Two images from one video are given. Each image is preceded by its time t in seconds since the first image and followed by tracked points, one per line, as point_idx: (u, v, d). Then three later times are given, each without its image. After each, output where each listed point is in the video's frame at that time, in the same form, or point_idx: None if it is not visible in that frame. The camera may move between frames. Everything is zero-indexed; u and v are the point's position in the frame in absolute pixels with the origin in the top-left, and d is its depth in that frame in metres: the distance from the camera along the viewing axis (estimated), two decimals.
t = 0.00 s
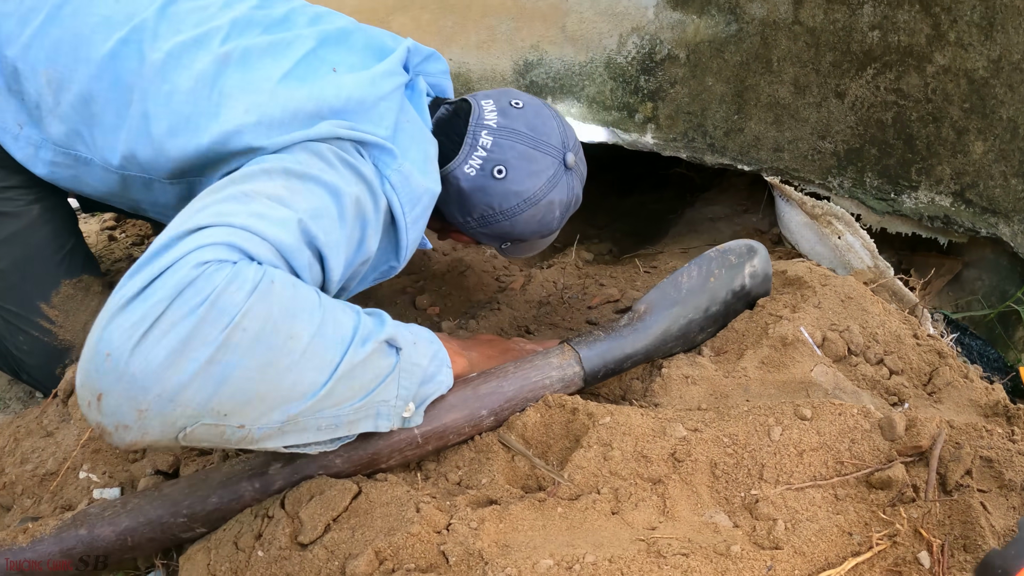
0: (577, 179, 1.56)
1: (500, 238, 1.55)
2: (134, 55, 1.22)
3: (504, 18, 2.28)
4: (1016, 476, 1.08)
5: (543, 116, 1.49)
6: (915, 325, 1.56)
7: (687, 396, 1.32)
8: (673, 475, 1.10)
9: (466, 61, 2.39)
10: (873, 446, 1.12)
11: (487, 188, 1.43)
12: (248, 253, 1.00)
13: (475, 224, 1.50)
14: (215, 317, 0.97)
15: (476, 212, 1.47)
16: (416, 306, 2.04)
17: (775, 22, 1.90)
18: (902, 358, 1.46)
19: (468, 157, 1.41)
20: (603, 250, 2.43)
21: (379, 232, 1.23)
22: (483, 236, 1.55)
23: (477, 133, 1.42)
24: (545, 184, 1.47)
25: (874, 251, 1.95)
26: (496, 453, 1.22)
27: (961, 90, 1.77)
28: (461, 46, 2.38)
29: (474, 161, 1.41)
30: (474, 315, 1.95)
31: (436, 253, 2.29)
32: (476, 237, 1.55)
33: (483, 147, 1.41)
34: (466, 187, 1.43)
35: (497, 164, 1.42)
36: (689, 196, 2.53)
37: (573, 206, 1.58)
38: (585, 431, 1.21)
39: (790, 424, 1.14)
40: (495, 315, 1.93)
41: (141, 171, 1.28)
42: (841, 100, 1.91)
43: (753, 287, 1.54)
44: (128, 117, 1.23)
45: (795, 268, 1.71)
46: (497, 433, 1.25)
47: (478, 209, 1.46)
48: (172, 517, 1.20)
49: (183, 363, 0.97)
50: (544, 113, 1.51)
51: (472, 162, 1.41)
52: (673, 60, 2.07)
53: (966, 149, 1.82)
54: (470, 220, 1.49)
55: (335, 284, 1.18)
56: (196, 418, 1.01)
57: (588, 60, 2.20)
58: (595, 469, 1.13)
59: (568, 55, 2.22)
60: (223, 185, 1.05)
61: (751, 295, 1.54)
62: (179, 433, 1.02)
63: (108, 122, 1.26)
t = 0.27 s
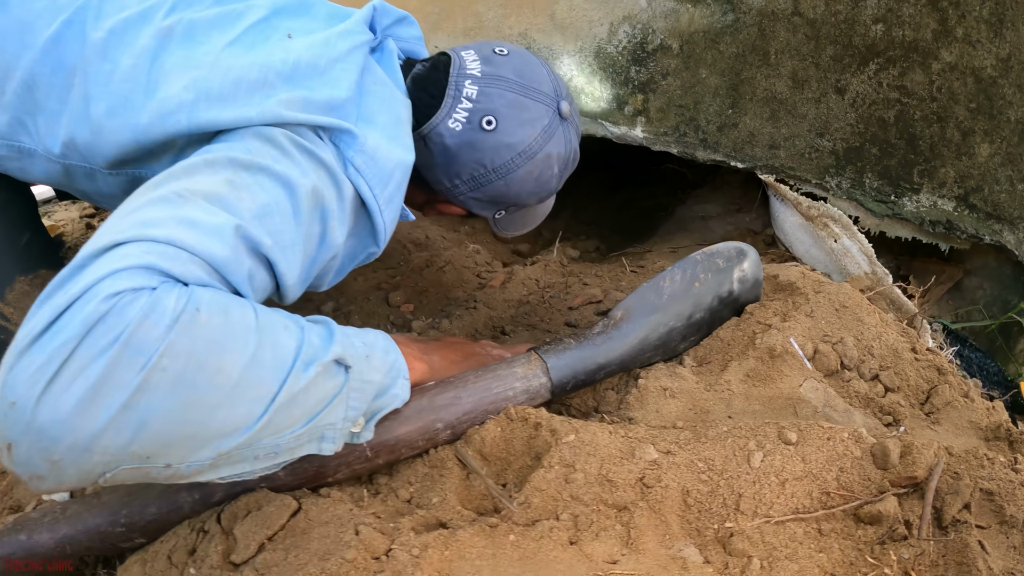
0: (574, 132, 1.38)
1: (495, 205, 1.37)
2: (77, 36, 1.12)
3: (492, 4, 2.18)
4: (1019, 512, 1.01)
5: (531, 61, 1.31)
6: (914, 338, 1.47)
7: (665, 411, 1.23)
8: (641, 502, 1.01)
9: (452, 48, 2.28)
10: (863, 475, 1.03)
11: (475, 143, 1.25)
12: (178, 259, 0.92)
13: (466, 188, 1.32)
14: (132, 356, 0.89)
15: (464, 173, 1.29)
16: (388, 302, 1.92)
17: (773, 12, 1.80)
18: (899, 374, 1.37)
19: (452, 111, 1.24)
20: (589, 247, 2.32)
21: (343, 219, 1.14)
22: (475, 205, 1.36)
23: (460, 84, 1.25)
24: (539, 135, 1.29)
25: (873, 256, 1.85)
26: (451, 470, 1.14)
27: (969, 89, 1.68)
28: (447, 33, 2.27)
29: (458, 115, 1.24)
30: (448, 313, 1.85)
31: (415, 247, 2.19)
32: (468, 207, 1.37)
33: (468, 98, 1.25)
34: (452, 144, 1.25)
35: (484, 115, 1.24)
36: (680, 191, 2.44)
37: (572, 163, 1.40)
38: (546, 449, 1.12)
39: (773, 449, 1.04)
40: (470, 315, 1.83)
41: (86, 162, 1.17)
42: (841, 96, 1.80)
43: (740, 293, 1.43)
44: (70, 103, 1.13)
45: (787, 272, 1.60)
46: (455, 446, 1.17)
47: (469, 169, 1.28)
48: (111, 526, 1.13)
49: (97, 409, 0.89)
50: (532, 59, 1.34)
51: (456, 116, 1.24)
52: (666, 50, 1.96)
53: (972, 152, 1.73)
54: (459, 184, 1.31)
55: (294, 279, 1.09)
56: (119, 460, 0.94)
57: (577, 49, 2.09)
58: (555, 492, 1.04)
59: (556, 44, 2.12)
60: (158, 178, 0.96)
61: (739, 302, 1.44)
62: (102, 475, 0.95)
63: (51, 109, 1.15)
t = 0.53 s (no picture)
0: (525, 149, 1.28)
1: (444, 231, 1.26)
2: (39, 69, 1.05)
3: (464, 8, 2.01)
4: (1003, 567, 0.99)
5: (474, 78, 1.24)
6: (900, 363, 1.39)
7: (619, 447, 1.14)
8: (575, 553, 0.97)
9: (426, 54, 2.08)
10: (827, 528, 0.99)
11: (416, 163, 1.16)
12: (78, 285, 0.84)
13: (410, 213, 1.21)
14: (17, 380, 0.82)
15: (407, 196, 1.19)
16: (351, 320, 1.84)
17: (754, 12, 1.69)
18: (881, 406, 1.29)
19: (391, 132, 1.16)
20: (569, 258, 2.24)
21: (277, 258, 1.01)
22: (423, 233, 1.25)
23: (399, 104, 1.18)
24: (483, 152, 1.19)
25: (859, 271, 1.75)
26: (379, 509, 1.09)
27: (964, 91, 1.58)
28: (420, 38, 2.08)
29: (397, 136, 1.16)
30: (412, 332, 1.78)
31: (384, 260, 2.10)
32: (415, 233, 1.26)
33: (407, 118, 1.17)
34: (391, 166, 1.16)
35: (423, 133, 1.16)
36: (664, 199, 2.34)
37: (525, 183, 1.29)
38: (479, 489, 1.07)
39: (725, 500, 1.00)
40: (435, 334, 1.75)
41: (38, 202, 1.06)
42: (827, 100, 1.70)
43: (712, 314, 1.32)
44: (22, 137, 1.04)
45: (764, 290, 1.50)
46: (388, 482, 1.12)
47: (411, 192, 1.18)
48: (45, 554, 1.13)
49: None
50: (476, 78, 1.27)
51: (395, 136, 1.16)
52: (642, 54, 1.85)
53: (967, 158, 1.62)
54: (402, 208, 1.21)
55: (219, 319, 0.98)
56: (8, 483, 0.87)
57: (550, 54, 1.95)
58: (485, 538, 1.01)
59: (530, 49, 1.97)
60: (84, 214, 0.89)
61: (709, 324, 1.33)
62: None
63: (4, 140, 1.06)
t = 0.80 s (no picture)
0: (490, 154, 1.21)
1: (404, 243, 1.19)
2: None
3: (446, 9, 1.95)
4: None
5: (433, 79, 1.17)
6: (895, 372, 1.31)
7: (591, 463, 1.08)
8: None
9: (409, 57, 2.03)
10: (809, 556, 0.95)
11: (369, 171, 1.10)
12: None
13: (365, 225, 1.14)
14: None
15: (361, 206, 1.12)
16: (328, 327, 1.77)
17: (741, 7, 1.63)
18: (874, 419, 1.22)
19: (343, 138, 1.10)
20: (556, 264, 2.17)
21: (220, 274, 0.98)
22: (381, 244, 1.18)
23: (352, 109, 1.12)
24: (441, 159, 1.13)
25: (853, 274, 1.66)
26: (333, 526, 1.03)
27: (961, 84, 1.51)
28: (402, 42, 2.02)
29: (351, 142, 1.10)
30: (389, 341, 1.71)
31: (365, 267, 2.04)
32: (373, 244, 1.18)
33: (360, 123, 1.11)
34: (344, 174, 1.10)
35: (377, 138, 1.10)
36: (655, 202, 2.27)
37: (491, 191, 1.23)
38: (436, 508, 1.00)
39: (696, 525, 0.96)
40: (412, 343, 1.69)
41: None
42: (818, 96, 1.63)
43: (694, 322, 1.25)
44: None
45: (751, 294, 1.43)
46: (345, 498, 1.06)
47: (366, 202, 1.11)
48: None
49: None
50: (437, 81, 1.21)
51: (348, 142, 1.10)
52: (626, 52, 1.79)
53: (966, 155, 1.56)
54: (357, 219, 1.14)
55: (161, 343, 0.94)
56: None
57: (533, 53, 1.88)
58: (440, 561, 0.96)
59: (513, 49, 1.90)
60: (12, 249, 0.87)
61: (691, 332, 1.26)
62: None
63: None
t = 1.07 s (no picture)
0: (480, 77, 1.10)
1: (390, 181, 1.08)
2: None
3: (454, 14, 1.94)
4: None
5: None
6: (911, 379, 1.30)
7: (609, 474, 1.07)
8: None
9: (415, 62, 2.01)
10: (833, 567, 0.95)
11: (342, 92, 1.01)
12: None
13: (344, 158, 1.04)
14: None
15: (337, 134, 1.02)
16: (337, 335, 1.75)
17: (751, 10, 1.62)
18: (891, 426, 1.20)
19: (314, 62, 1.02)
20: (565, 270, 2.16)
21: (187, 252, 0.92)
22: (365, 184, 1.07)
23: (323, 33, 1.05)
24: (420, 74, 1.02)
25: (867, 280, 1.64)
26: (349, 541, 1.04)
27: (971, 88, 1.49)
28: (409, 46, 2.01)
29: (321, 65, 1.02)
30: (399, 348, 1.70)
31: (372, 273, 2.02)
32: (356, 186, 1.07)
33: (332, 45, 1.03)
34: (315, 99, 1.01)
35: (350, 56, 1.01)
36: (664, 207, 2.27)
37: (486, 117, 1.10)
38: (453, 522, 1.01)
39: (720, 537, 0.95)
40: (422, 351, 1.68)
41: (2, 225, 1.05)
42: (829, 101, 1.62)
43: (709, 329, 1.24)
44: None
45: (765, 301, 1.42)
46: (360, 512, 1.06)
47: (341, 130, 1.02)
48: None
49: None
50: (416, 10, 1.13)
51: (319, 65, 1.02)
52: (635, 57, 1.78)
53: (977, 158, 1.54)
54: (334, 151, 1.03)
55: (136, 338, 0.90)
56: None
57: (541, 58, 1.88)
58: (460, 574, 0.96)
59: (521, 55, 1.89)
60: None
61: (706, 340, 1.25)
62: None
63: None
